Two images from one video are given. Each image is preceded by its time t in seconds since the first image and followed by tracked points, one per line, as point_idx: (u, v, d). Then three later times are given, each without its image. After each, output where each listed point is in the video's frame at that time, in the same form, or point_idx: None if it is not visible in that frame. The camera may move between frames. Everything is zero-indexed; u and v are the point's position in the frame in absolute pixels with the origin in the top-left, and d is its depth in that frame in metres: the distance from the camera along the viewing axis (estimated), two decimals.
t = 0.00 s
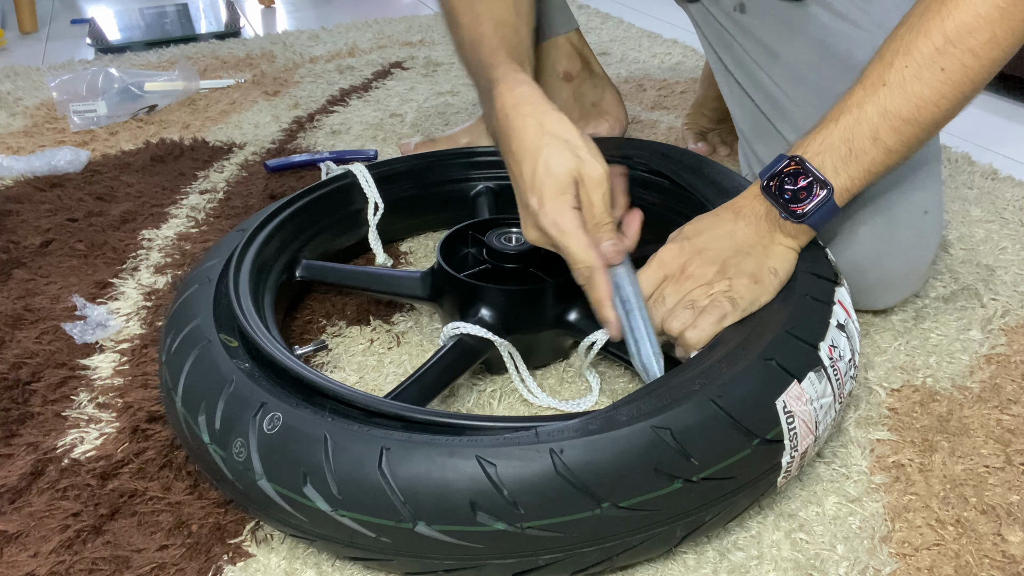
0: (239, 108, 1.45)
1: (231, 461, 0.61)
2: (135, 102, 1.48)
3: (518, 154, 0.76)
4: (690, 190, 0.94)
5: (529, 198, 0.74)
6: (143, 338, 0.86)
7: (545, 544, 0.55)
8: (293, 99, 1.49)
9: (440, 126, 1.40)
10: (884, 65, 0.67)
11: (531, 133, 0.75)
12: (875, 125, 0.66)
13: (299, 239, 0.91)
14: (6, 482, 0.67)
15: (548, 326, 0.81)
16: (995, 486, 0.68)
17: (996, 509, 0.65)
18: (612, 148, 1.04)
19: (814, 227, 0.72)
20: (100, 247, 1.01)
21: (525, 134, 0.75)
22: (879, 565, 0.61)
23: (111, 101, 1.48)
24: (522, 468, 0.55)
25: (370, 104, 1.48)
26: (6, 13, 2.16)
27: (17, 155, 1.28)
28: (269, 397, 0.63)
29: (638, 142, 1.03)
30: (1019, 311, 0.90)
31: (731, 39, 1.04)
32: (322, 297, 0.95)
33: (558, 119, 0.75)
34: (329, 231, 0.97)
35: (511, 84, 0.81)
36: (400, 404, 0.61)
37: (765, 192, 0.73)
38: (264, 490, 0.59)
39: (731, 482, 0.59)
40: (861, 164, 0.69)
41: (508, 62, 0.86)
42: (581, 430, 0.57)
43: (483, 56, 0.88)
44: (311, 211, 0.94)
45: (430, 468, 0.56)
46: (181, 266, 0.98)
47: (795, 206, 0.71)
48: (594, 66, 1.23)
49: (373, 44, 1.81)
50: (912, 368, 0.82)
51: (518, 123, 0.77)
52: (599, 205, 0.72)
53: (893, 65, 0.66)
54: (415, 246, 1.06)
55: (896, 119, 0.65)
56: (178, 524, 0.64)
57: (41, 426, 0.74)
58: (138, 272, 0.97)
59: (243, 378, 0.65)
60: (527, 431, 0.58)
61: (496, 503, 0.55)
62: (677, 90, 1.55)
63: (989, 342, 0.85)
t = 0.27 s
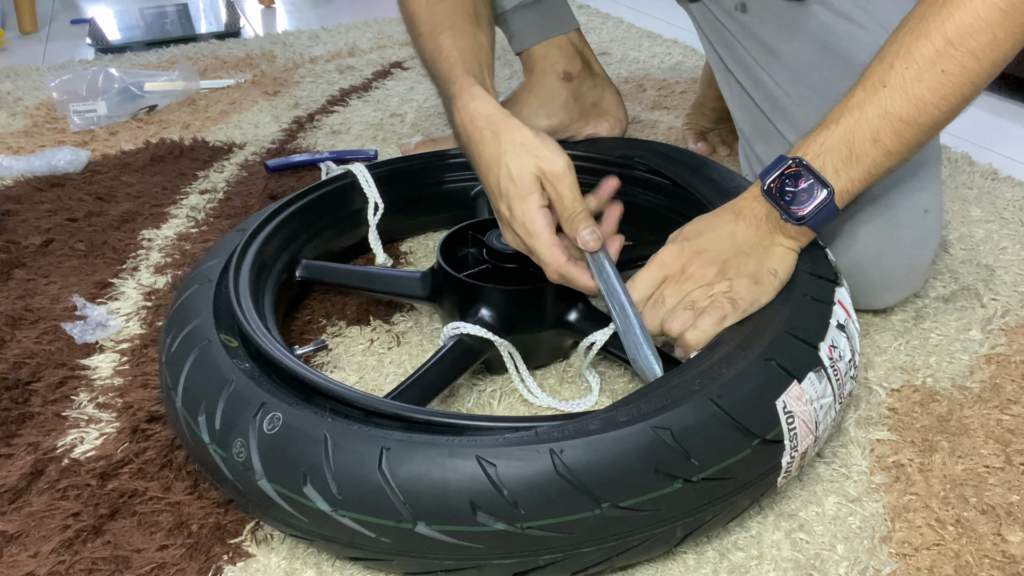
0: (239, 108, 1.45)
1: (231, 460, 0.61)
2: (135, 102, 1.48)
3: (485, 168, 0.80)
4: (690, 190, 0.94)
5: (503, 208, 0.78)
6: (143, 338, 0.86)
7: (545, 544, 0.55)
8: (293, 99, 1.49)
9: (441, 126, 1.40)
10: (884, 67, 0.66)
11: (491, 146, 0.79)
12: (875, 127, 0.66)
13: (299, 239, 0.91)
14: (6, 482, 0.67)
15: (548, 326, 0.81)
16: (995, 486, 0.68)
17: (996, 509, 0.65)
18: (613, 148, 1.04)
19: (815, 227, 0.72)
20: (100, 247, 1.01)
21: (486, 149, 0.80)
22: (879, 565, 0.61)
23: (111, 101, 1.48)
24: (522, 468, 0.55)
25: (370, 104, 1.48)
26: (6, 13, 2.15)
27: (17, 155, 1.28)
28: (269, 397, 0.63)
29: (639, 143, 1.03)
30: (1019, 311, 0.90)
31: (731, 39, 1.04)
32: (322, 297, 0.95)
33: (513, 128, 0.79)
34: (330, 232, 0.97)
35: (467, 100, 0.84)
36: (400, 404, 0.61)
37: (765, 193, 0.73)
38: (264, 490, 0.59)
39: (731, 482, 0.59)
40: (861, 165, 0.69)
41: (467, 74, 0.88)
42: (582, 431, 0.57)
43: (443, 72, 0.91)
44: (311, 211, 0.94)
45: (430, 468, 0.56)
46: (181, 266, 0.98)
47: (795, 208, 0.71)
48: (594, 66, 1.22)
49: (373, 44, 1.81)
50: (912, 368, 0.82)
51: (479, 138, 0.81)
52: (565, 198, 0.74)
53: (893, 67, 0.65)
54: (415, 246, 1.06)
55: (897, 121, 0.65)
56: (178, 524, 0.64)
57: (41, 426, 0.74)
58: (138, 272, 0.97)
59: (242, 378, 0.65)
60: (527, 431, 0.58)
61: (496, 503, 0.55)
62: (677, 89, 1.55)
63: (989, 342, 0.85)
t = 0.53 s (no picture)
0: (239, 108, 1.45)
1: (231, 460, 0.61)
2: (135, 102, 1.48)
3: (490, 164, 0.81)
4: (690, 190, 0.95)
5: (501, 198, 0.79)
6: (143, 338, 0.86)
7: (545, 544, 0.55)
8: (293, 99, 1.49)
9: (441, 126, 1.40)
10: (883, 68, 0.66)
11: (500, 143, 0.81)
12: (874, 128, 0.66)
13: (299, 238, 0.91)
14: (6, 482, 0.67)
15: (548, 326, 0.81)
16: (995, 486, 0.68)
17: (996, 509, 0.65)
18: (613, 148, 1.04)
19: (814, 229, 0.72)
20: (100, 247, 1.01)
21: (493, 145, 0.82)
22: (879, 565, 0.61)
23: (111, 101, 1.48)
24: (522, 468, 0.55)
25: (370, 104, 1.48)
26: (6, 13, 2.15)
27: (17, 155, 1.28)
28: (268, 397, 0.63)
29: (639, 143, 1.04)
30: (1019, 311, 0.90)
31: (732, 39, 1.05)
32: (322, 297, 0.95)
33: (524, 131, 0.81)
34: (330, 231, 0.97)
35: (480, 102, 0.86)
36: (400, 404, 0.61)
37: (763, 193, 0.73)
38: (264, 490, 0.59)
39: (731, 482, 0.59)
40: (859, 166, 0.69)
41: (479, 78, 0.90)
42: (582, 431, 0.57)
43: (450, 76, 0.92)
44: (311, 210, 0.94)
45: (430, 468, 0.56)
46: (181, 266, 0.98)
47: (792, 209, 0.71)
48: (593, 66, 1.23)
49: (373, 44, 1.81)
50: (912, 368, 0.82)
51: (489, 135, 0.83)
52: (562, 198, 0.74)
53: (892, 68, 0.65)
54: (415, 246, 1.06)
55: (896, 122, 0.65)
56: (178, 524, 0.64)
57: (41, 427, 0.74)
58: (138, 272, 0.97)
59: (242, 378, 0.65)
60: (527, 431, 0.58)
61: (496, 504, 0.55)
62: (677, 89, 1.55)
63: (989, 342, 0.85)
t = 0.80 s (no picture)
0: (239, 108, 1.45)
1: (231, 461, 0.61)
2: (135, 102, 1.48)
3: (501, 165, 0.81)
4: (690, 191, 0.95)
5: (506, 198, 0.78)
6: (143, 338, 0.86)
7: (544, 544, 0.55)
8: (293, 99, 1.49)
9: (441, 126, 1.40)
10: (881, 70, 0.66)
11: (514, 146, 0.81)
12: (869, 130, 0.66)
13: (299, 238, 0.91)
14: (6, 482, 0.67)
15: (549, 326, 0.81)
16: (995, 486, 0.68)
17: (996, 509, 0.65)
18: (613, 148, 1.04)
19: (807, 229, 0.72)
20: (100, 247, 1.01)
21: (507, 148, 0.81)
22: (879, 565, 0.61)
23: (111, 101, 1.48)
24: (522, 468, 0.55)
25: (370, 104, 1.48)
26: (6, 13, 2.15)
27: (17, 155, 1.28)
28: (269, 397, 0.63)
29: (639, 143, 1.03)
30: (1019, 311, 0.90)
31: (729, 40, 1.04)
32: (322, 296, 0.95)
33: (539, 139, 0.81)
34: (330, 231, 0.97)
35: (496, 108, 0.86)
36: (400, 404, 0.61)
37: (757, 193, 0.73)
38: (264, 490, 0.59)
39: (731, 482, 0.59)
40: (854, 168, 0.69)
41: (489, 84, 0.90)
42: (582, 431, 0.57)
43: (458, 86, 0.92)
44: (312, 210, 0.94)
45: (430, 467, 0.56)
46: (181, 266, 0.98)
47: (785, 208, 0.71)
48: (593, 66, 1.23)
49: (373, 44, 1.81)
50: (912, 368, 0.82)
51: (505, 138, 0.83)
52: (570, 208, 0.76)
53: (889, 71, 0.65)
54: (415, 246, 1.06)
55: (891, 125, 0.65)
56: (178, 524, 0.64)
57: (41, 426, 0.74)
58: (138, 272, 0.97)
59: (243, 378, 0.65)
60: (527, 431, 0.58)
61: (496, 504, 0.55)
62: (677, 89, 1.55)
63: (989, 342, 0.85)
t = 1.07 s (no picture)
0: (239, 108, 1.45)
1: (231, 460, 0.61)
2: (135, 102, 1.48)
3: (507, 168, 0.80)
4: (689, 190, 0.95)
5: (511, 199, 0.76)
6: (143, 338, 0.86)
7: (545, 545, 0.55)
8: (293, 99, 1.49)
9: (440, 126, 1.40)
10: (888, 81, 0.65)
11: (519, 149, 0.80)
12: (870, 141, 0.65)
13: (299, 238, 0.91)
14: (6, 482, 0.67)
15: (549, 326, 0.81)
16: (995, 486, 0.68)
17: (996, 509, 0.65)
18: (613, 148, 1.04)
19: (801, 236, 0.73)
20: (100, 247, 1.01)
21: (513, 150, 0.80)
22: (879, 565, 0.61)
23: (111, 101, 1.48)
24: (522, 469, 0.55)
25: (370, 104, 1.48)
26: (5, 13, 2.15)
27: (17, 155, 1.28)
28: (269, 397, 0.63)
29: (639, 143, 1.03)
30: (1019, 311, 0.90)
31: (728, 42, 1.03)
32: (322, 296, 0.95)
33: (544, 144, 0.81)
34: (330, 230, 0.97)
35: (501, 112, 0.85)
36: (400, 404, 0.61)
37: (756, 197, 0.74)
38: (264, 490, 0.59)
39: (731, 483, 0.59)
40: (852, 178, 0.68)
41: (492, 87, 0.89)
42: (582, 432, 0.57)
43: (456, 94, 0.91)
44: (312, 210, 0.94)
45: (430, 468, 0.56)
46: (181, 266, 0.98)
47: (781, 214, 0.72)
48: (594, 66, 1.22)
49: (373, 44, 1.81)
50: (912, 368, 0.82)
51: (510, 141, 0.82)
52: (575, 214, 0.77)
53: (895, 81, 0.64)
54: (415, 246, 1.06)
55: (892, 137, 0.64)
56: (178, 524, 0.64)
57: (41, 426, 0.74)
58: (138, 272, 0.97)
59: (243, 378, 0.65)
60: (527, 432, 0.58)
61: (496, 504, 0.55)
62: (677, 89, 1.55)
63: (989, 342, 0.85)
